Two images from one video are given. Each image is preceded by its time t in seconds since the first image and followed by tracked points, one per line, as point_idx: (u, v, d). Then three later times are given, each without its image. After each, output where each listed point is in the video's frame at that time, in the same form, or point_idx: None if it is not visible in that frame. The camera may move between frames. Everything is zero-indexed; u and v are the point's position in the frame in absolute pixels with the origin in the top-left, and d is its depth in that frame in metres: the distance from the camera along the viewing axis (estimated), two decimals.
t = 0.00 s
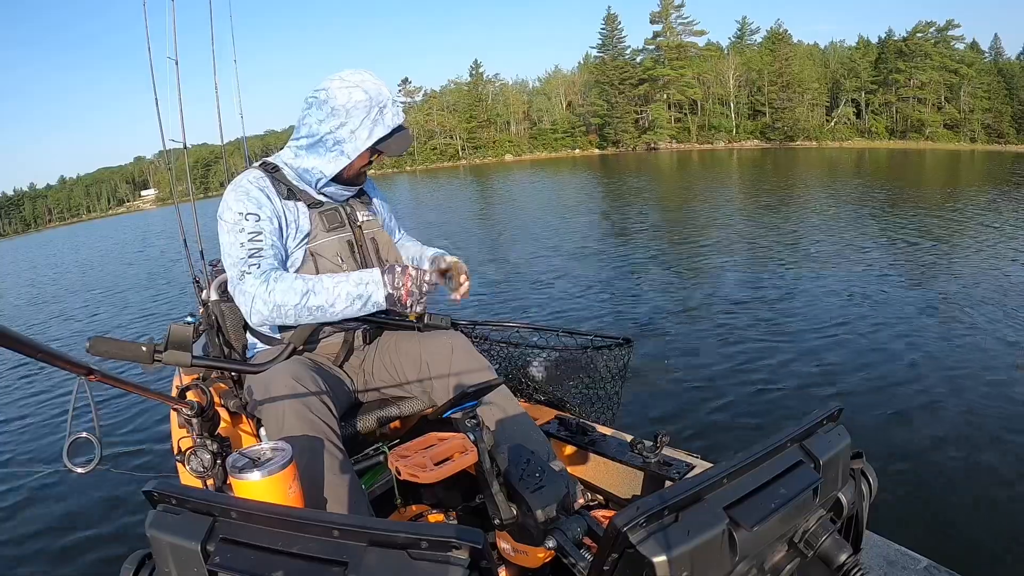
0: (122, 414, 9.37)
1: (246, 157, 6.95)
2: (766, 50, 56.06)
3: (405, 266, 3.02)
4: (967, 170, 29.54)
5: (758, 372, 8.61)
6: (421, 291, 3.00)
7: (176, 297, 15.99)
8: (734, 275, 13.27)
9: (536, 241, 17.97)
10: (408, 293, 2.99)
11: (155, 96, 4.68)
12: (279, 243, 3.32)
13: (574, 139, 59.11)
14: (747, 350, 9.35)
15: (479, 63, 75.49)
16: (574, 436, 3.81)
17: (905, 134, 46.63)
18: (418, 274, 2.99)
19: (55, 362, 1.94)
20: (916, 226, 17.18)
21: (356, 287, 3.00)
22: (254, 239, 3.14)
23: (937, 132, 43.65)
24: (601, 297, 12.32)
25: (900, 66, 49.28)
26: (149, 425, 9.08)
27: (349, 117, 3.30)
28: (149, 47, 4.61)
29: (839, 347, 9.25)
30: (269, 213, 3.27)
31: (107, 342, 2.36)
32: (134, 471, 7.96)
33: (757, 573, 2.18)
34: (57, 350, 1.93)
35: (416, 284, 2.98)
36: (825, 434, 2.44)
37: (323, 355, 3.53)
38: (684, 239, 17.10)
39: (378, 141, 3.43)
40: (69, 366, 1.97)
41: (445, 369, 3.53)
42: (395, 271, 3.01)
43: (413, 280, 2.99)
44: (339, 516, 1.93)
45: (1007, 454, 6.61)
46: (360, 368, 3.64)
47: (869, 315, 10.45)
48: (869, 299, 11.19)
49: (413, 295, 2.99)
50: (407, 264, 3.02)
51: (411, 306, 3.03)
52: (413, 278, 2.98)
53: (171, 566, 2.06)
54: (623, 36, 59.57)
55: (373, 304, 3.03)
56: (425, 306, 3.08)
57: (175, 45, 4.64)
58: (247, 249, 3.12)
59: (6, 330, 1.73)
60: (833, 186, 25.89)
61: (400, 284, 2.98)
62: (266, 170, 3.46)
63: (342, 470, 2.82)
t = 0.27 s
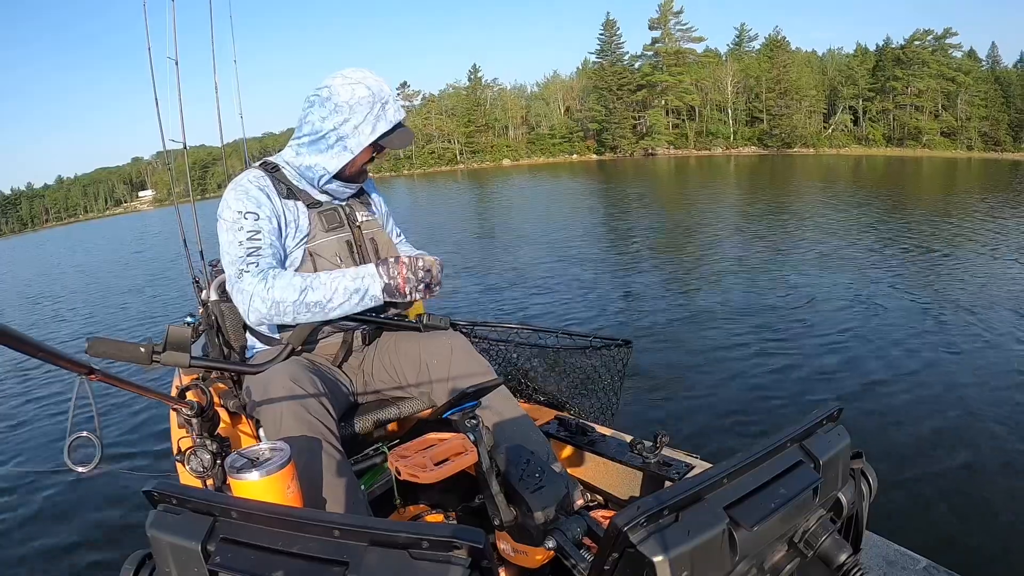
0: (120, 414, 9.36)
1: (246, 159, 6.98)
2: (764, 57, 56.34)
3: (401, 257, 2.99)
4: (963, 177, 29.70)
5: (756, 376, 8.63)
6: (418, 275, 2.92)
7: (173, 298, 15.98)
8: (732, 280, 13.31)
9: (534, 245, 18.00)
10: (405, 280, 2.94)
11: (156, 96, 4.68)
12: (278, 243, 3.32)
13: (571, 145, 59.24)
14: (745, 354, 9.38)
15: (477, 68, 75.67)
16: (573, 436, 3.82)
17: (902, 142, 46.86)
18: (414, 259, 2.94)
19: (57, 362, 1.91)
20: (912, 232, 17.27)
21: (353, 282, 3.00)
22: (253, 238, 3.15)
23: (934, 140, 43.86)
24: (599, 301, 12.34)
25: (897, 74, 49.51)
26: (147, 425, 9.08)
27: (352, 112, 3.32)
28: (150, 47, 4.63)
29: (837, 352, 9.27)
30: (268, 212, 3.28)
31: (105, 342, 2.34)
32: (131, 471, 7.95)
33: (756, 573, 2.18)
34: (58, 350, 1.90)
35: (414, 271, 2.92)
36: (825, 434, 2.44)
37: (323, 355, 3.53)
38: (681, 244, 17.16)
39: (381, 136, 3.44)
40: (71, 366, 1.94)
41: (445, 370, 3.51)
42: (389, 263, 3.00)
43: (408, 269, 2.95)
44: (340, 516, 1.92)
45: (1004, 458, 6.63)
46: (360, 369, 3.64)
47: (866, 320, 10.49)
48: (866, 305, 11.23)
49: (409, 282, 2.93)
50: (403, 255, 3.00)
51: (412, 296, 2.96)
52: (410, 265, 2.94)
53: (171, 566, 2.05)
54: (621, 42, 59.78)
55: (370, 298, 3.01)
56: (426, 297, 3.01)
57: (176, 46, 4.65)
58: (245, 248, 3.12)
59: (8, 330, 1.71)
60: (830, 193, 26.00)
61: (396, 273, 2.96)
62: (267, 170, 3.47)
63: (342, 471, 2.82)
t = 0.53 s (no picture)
0: (117, 414, 9.34)
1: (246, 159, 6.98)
2: (762, 61, 56.46)
3: (396, 253, 3.02)
4: (960, 182, 29.82)
5: (754, 378, 8.64)
6: (414, 266, 2.99)
7: (171, 298, 15.96)
8: (730, 283, 13.32)
9: (533, 248, 18.01)
10: (404, 272, 2.99)
11: (156, 95, 4.68)
12: (277, 243, 3.32)
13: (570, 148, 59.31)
14: (744, 357, 9.38)
15: (476, 70, 75.74)
16: (574, 436, 3.82)
17: (900, 146, 47.00)
18: (410, 255, 3.00)
19: (57, 362, 1.90)
20: (910, 237, 17.30)
21: (352, 280, 3.00)
22: (252, 239, 3.14)
23: (931, 145, 44.01)
24: (598, 304, 12.35)
25: (895, 79, 49.66)
26: (145, 425, 9.07)
27: (350, 112, 3.33)
28: (150, 46, 4.62)
29: (835, 355, 9.29)
30: (267, 213, 3.27)
31: (105, 343, 2.33)
32: (129, 471, 7.93)
33: (757, 573, 2.18)
34: (58, 351, 1.89)
35: (410, 263, 2.99)
36: (825, 434, 2.44)
37: (323, 356, 3.53)
38: (680, 247, 17.18)
39: (378, 137, 3.46)
40: (71, 366, 1.94)
41: (445, 371, 3.51)
42: (385, 260, 3.02)
43: (406, 262, 2.99)
44: (340, 516, 1.91)
45: (1003, 461, 6.63)
46: (360, 369, 3.64)
47: (864, 323, 10.51)
48: (864, 308, 11.24)
49: (408, 273, 2.99)
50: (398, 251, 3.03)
51: (413, 287, 3.01)
52: (407, 259, 2.99)
53: (172, 566, 2.05)
54: (620, 46, 59.89)
55: (370, 297, 3.02)
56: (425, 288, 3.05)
57: (176, 45, 4.64)
58: (244, 249, 3.11)
59: (8, 330, 1.70)
60: (828, 197, 26.07)
61: (393, 267, 2.99)
62: (264, 171, 3.45)
63: (342, 472, 2.81)
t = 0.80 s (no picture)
0: (115, 414, 9.32)
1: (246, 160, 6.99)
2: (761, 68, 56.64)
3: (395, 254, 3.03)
4: (958, 189, 29.90)
5: (752, 382, 8.65)
6: (411, 265, 3.00)
7: (169, 298, 15.95)
8: (729, 288, 13.34)
9: (531, 252, 18.01)
10: (400, 272, 2.99)
11: (156, 94, 4.68)
12: (276, 244, 3.32)
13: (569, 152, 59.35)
14: (742, 361, 9.39)
15: (475, 75, 75.82)
16: (573, 436, 3.82)
17: (898, 153, 47.16)
18: (408, 255, 3.01)
19: (57, 361, 1.89)
20: (908, 243, 17.35)
21: (351, 282, 3.00)
22: (251, 239, 3.14)
23: (929, 152, 44.15)
24: (596, 308, 12.35)
25: (893, 86, 49.80)
26: (142, 425, 9.05)
27: (337, 103, 3.27)
28: (150, 45, 4.63)
29: (834, 359, 9.30)
30: (266, 214, 3.27)
31: (104, 344, 2.32)
32: (126, 471, 7.91)
33: (758, 573, 2.18)
34: (58, 350, 1.88)
35: (408, 262, 2.99)
36: (825, 434, 2.45)
37: (322, 356, 3.53)
38: (678, 251, 17.20)
39: (363, 133, 3.36)
40: (71, 365, 1.93)
41: (444, 371, 3.50)
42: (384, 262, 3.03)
43: (403, 261, 3.00)
44: (341, 515, 1.91)
45: (1001, 465, 6.64)
46: (359, 370, 3.64)
47: (862, 328, 10.53)
48: (862, 313, 11.27)
49: (405, 271, 2.99)
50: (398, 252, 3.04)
51: (410, 287, 3.00)
52: (405, 259, 3.00)
53: (172, 565, 2.04)
54: (619, 51, 59.99)
55: (368, 298, 3.02)
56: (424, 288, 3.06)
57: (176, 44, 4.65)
58: (243, 249, 3.11)
59: (9, 328, 1.70)
60: (826, 202, 26.14)
61: (391, 267, 3.00)
62: (263, 170, 3.46)
63: (342, 472, 2.81)
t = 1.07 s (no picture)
0: (116, 414, 9.35)
1: (246, 159, 6.99)
2: (760, 68, 56.69)
3: (394, 253, 3.03)
4: (957, 189, 29.92)
5: (752, 382, 8.66)
6: (410, 262, 2.99)
7: (169, 298, 15.95)
8: (728, 287, 13.35)
9: (531, 252, 18.03)
10: (399, 270, 2.99)
11: (156, 94, 4.69)
12: (274, 244, 3.32)
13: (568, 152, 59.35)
14: (741, 360, 9.40)
15: (474, 75, 75.79)
16: (574, 436, 3.83)
17: (898, 153, 47.24)
18: (407, 254, 3.01)
19: (56, 361, 1.89)
20: (907, 242, 17.38)
21: (350, 282, 3.00)
22: (250, 239, 3.14)
23: (929, 152, 44.19)
24: (596, 307, 12.37)
25: (893, 85, 49.80)
26: (143, 425, 9.06)
27: (334, 101, 3.27)
28: (150, 45, 4.63)
29: (833, 359, 9.30)
30: (264, 214, 3.27)
31: (104, 345, 2.31)
32: (126, 471, 7.91)
33: (758, 573, 2.18)
34: (57, 349, 1.87)
35: (406, 261, 3.00)
36: (825, 433, 2.45)
37: (321, 356, 3.53)
38: (677, 251, 17.21)
39: (358, 131, 3.35)
40: (70, 364, 1.92)
41: (444, 371, 3.50)
42: (383, 261, 3.03)
43: (402, 260, 3.00)
44: (341, 515, 1.91)
45: (1001, 465, 6.65)
46: (359, 369, 3.64)
47: (861, 328, 10.54)
48: (862, 313, 11.28)
49: (404, 268, 2.99)
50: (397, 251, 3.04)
51: (409, 284, 3.00)
52: (403, 258, 3.00)
53: (173, 566, 2.04)
54: (618, 51, 59.97)
55: (367, 298, 3.02)
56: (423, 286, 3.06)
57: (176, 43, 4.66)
58: (242, 249, 3.11)
59: (9, 328, 1.69)
60: (825, 202, 26.14)
61: (390, 266, 3.00)
62: (262, 170, 3.46)
63: (341, 472, 2.82)
